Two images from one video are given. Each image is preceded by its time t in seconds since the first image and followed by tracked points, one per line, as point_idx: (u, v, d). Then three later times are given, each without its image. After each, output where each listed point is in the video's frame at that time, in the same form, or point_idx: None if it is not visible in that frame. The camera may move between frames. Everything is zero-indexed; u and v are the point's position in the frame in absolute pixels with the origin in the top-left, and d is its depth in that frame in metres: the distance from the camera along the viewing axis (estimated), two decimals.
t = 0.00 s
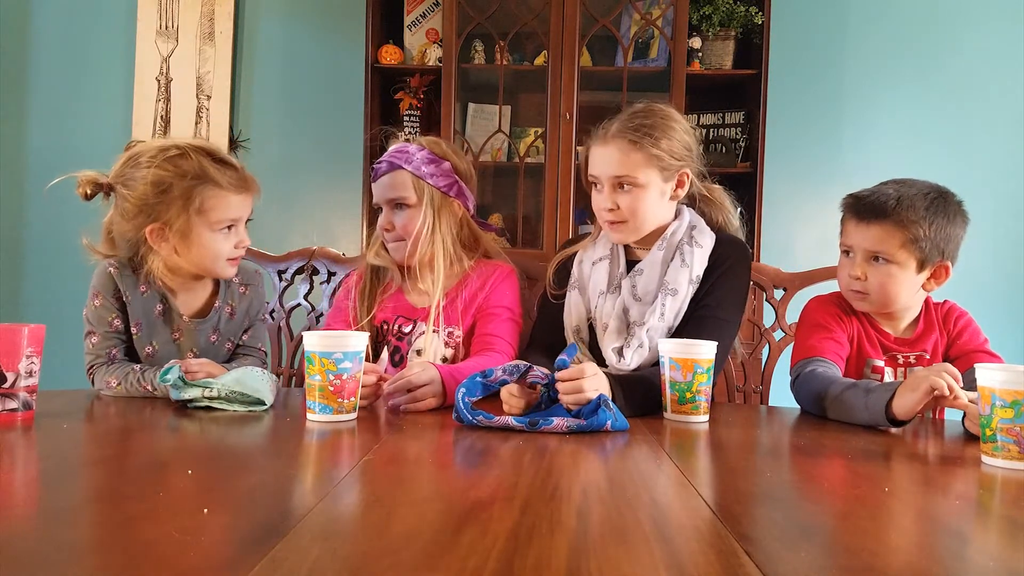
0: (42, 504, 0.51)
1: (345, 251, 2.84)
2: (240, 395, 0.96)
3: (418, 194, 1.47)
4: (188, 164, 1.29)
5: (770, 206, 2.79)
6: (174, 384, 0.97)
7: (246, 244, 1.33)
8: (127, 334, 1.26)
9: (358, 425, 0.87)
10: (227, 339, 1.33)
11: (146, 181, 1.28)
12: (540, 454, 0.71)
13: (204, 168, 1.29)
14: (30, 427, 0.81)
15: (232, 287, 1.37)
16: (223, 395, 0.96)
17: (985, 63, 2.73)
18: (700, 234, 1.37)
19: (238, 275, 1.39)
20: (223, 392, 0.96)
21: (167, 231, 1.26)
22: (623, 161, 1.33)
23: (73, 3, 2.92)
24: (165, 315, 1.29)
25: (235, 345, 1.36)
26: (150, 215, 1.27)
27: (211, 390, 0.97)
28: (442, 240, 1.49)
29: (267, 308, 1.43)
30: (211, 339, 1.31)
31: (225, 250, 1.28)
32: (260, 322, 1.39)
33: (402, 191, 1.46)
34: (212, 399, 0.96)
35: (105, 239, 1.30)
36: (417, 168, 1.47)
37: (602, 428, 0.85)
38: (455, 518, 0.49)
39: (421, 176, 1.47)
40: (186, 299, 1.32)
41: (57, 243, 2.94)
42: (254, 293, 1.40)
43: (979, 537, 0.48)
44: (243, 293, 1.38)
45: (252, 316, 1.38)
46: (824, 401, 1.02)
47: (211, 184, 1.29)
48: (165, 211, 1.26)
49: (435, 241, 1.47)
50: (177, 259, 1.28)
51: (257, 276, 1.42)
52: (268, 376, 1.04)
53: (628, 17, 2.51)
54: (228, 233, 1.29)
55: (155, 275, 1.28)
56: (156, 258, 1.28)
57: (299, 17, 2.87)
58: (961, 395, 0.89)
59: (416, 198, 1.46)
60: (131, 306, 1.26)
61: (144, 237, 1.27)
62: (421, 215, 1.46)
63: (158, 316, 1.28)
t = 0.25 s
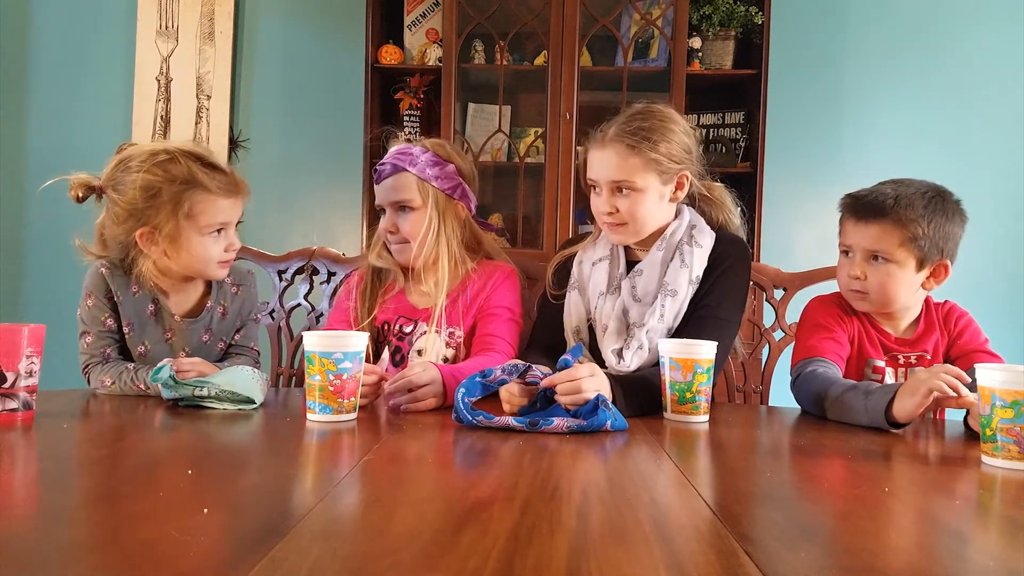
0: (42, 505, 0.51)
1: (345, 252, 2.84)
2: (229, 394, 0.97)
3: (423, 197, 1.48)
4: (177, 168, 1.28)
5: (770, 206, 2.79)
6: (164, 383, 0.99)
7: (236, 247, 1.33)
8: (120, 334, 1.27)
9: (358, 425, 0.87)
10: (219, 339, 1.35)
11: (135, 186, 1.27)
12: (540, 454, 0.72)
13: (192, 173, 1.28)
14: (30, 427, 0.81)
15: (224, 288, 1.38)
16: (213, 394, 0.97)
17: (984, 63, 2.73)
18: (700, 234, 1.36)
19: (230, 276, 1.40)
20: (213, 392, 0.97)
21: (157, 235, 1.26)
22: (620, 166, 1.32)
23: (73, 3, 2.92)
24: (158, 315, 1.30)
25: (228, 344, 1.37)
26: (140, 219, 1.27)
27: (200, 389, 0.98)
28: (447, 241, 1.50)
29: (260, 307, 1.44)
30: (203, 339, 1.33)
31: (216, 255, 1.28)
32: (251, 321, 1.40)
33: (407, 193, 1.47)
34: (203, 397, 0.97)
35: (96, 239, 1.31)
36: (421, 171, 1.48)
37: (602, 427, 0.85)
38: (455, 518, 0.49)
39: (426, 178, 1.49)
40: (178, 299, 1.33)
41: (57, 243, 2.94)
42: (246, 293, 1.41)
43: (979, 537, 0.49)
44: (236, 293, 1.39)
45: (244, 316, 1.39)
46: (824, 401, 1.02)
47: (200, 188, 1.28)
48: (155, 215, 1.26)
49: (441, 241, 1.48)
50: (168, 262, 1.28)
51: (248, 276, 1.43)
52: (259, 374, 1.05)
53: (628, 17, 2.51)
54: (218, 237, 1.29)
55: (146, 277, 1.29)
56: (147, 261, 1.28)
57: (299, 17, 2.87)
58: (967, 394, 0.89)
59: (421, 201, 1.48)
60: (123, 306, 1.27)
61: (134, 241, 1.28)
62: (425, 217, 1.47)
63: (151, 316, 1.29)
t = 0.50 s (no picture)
0: (42, 505, 0.51)
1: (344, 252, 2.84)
2: (226, 393, 0.97)
3: (425, 198, 1.49)
4: (174, 171, 1.28)
5: (770, 206, 2.79)
6: (163, 383, 0.99)
7: (235, 250, 1.32)
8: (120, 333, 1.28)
9: (358, 425, 0.88)
10: (218, 338, 1.35)
11: (133, 189, 1.27)
12: (539, 454, 0.72)
13: (190, 176, 1.28)
14: (30, 427, 0.81)
15: (224, 287, 1.38)
16: (210, 394, 0.97)
17: (984, 63, 2.73)
18: (700, 234, 1.37)
19: (230, 276, 1.40)
20: (210, 391, 0.97)
21: (155, 238, 1.26)
22: (619, 168, 1.32)
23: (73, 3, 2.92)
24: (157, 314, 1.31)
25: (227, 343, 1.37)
26: (137, 222, 1.26)
27: (198, 388, 0.98)
28: (448, 242, 1.50)
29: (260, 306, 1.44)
30: (202, 338, 1.33)
31: (213, 257, 1.28)
32: (250, 321, 1.40)
33: (409, 194, 1.47)
34: (200, 396, 0.98)
35: (95, 240, 1.30)
36: (423, 172, 1.49)
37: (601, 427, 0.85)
38: (455, 518, 0.49)
39: (428, 180, 1.49)
40: (178, 298, 1.34)
41: (58, 243, 2.94)
42: (246, 292, 1.41)
43: (979, 537, 0.48)
44: (235, 292, 1.39)
45: (242, 316, 1.39)
46: (824, 401, 1.02)
47: (198, 192, 1.28)
48: (152, 218, 1.26)
49: (443, 241, 1.48)
50: (166, 264, 1.28)
51: (249, 277, 1.43)
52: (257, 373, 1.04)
53: (628, 17, 2.51)
54: (216, 239, 1.28)
55: (146, 278, 1.30)
56: (145, 263, 1.29)
57: (299, 17, 2.87)
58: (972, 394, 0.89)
59: (423, 203, 1.48)
60: (122, 305, 1.28)
61: (132, 243, 1.28)
62: (427, 218, 1.48)
63: (150, 316, 1.30)
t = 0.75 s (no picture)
0: (42, 504, 0.51)
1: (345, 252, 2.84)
2: (225, 392, 0.97)
3: (425, 199, 1.49)
4: (171, 189, 1.24)
5: (770, 206, 2.79)
6: (162, 381, 0.99)
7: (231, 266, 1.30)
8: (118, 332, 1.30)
9: (358, 425, 0.88)
10: (216, 338, 1.36)
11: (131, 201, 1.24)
12: (540, 454, 0.72)
13: (186, 196, 1.24)
14: (30, 427, 0.81)
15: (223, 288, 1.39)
16: (209, 392, 0.97)
17: (984, 64, 2.73)
18: (698, 234, 1.37)
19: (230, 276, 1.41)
20: (209, 390, 0.98)
21: (150, 250, 1.25)
22: (617, 169, 1.32)
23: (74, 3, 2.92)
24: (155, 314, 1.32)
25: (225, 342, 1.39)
26: (133, 233, 1.25)
27: (197, 386, 0.98)
28: (449, 242, 1.50)
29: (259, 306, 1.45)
30: (200, 338, 1.34)
31: (207, 276, 1.26)
32: (247, 321, 1.41)
33: (409, 196, 1.48)
34: (199, 395, 0.98)
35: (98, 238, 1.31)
36: (423, 173, 1.49)
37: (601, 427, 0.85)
38: (455, 518, 0.49)
39: (428, 181, 1.49)
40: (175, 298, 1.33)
41: (58, 243, 2.94)
42: (244, 293, 1.41)
43: (979, 537, 0.49)
44: (234, 293, 1.39)
45: (240, 316, 1.40)
46: (824, 402, 1.02)
47: (195, 212, 1.24)
48: (147, 232, 1.24)
49: (443, 241, 1.48)
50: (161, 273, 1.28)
51: (249, 277, 1.43)
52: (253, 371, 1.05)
53: (628, 17, 2.51)
54: (209, 259, 1.26)
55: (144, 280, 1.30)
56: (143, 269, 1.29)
57: (299, 17, 2.87)
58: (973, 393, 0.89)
59: (423, 204, 1.48)
60: (119, 306, 1.30)
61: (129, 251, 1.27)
62: (428, 219, 1.48)
63: (148, 316, 1.31)
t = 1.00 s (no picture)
0: (42, 504, 0.51)
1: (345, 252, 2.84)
2: (226, 391, 0.98)
3: (427, 200, 1.49)
4: (161, 185, 1.24)
5: (770, 206, 2.79)
6: (163, 380, 0.99)
7: (222, 262, 1.30)
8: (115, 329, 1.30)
9: (358, 425, 0.88)
10: (214, 335, 1.37)
11: (122, 197, 1.25)
12: (540, 453, 0.72)
13: (176, 193, 1.24)
14: (30, 427, 0.81)
15: (220, 285, 1.40)
16: (210, 391, 0.98)
17: (984, 64, 2.73)
18: (698, 235, 1.36)
19: (227, 273, 1.42)
20: (210, 388, 0.98)
21: (142, 246, 1.26)
22: (616, 170, 1.32)
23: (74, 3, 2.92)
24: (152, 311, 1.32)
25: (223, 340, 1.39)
26: (124, 229, 1.25)
27: (198, 385, 0.98)
28: (450, 243, 1.50)
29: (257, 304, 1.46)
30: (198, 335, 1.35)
31: (198, 271, 1.27)
32: (246, 318, 1.42)
33: (411, 197, 1.48)
34: (199, 394, 0.98)
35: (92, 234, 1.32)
36: (424, 174, 1.49)
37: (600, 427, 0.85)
38: (455, 518, 0.49)
39: (429, 182, 1.50)
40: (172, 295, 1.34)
41: (58, 243, 2.94)
42: (243, 290, 1.42)
43: (979, 537, 0.49)
44: (231, 290, 1.41)
45: (239, 313, 1.41)
46: (824, 401, 1.02)
47: (185, 207, 1.25)
48: (138, 228, 1.24)
49: (444, 241, 1.48)
50: (154, 269, 1.29)
51: (246, 275, 1.45)
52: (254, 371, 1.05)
53: (628, 17, 2.50)
54: (200, 255, 1.26)
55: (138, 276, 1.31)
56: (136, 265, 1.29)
57: (299, 17, 2.87)
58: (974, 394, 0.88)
59: (425, 205, 1.49)
60: (116, 302, 1.30)
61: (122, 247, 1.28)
62: (429, 220, 1.48)
63: (145, 312, 1.31)
